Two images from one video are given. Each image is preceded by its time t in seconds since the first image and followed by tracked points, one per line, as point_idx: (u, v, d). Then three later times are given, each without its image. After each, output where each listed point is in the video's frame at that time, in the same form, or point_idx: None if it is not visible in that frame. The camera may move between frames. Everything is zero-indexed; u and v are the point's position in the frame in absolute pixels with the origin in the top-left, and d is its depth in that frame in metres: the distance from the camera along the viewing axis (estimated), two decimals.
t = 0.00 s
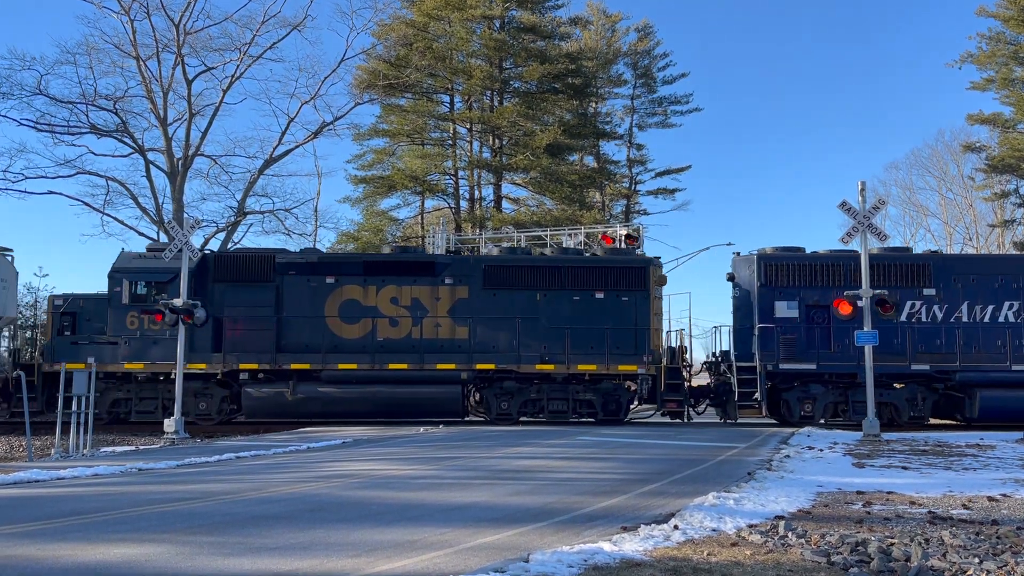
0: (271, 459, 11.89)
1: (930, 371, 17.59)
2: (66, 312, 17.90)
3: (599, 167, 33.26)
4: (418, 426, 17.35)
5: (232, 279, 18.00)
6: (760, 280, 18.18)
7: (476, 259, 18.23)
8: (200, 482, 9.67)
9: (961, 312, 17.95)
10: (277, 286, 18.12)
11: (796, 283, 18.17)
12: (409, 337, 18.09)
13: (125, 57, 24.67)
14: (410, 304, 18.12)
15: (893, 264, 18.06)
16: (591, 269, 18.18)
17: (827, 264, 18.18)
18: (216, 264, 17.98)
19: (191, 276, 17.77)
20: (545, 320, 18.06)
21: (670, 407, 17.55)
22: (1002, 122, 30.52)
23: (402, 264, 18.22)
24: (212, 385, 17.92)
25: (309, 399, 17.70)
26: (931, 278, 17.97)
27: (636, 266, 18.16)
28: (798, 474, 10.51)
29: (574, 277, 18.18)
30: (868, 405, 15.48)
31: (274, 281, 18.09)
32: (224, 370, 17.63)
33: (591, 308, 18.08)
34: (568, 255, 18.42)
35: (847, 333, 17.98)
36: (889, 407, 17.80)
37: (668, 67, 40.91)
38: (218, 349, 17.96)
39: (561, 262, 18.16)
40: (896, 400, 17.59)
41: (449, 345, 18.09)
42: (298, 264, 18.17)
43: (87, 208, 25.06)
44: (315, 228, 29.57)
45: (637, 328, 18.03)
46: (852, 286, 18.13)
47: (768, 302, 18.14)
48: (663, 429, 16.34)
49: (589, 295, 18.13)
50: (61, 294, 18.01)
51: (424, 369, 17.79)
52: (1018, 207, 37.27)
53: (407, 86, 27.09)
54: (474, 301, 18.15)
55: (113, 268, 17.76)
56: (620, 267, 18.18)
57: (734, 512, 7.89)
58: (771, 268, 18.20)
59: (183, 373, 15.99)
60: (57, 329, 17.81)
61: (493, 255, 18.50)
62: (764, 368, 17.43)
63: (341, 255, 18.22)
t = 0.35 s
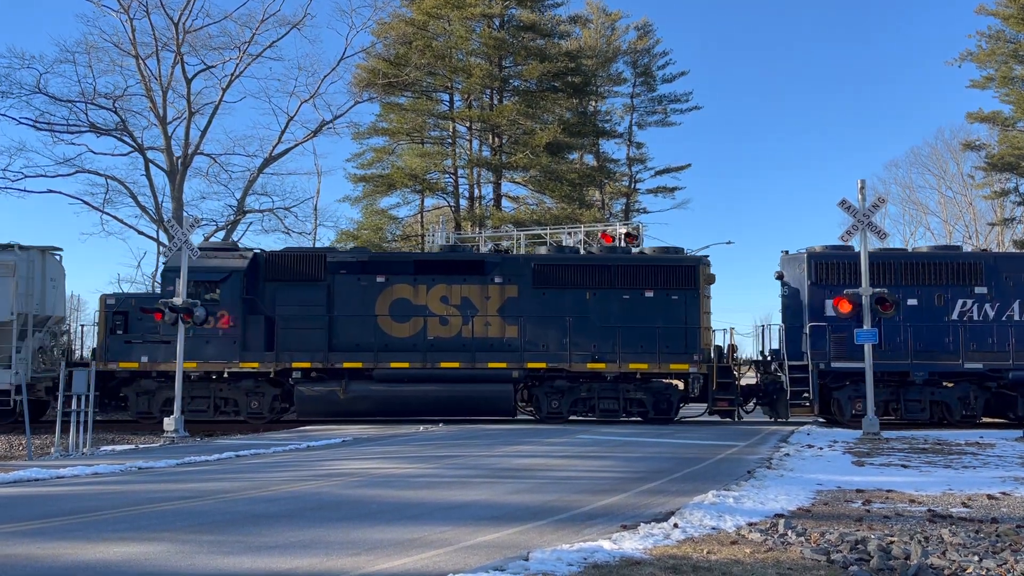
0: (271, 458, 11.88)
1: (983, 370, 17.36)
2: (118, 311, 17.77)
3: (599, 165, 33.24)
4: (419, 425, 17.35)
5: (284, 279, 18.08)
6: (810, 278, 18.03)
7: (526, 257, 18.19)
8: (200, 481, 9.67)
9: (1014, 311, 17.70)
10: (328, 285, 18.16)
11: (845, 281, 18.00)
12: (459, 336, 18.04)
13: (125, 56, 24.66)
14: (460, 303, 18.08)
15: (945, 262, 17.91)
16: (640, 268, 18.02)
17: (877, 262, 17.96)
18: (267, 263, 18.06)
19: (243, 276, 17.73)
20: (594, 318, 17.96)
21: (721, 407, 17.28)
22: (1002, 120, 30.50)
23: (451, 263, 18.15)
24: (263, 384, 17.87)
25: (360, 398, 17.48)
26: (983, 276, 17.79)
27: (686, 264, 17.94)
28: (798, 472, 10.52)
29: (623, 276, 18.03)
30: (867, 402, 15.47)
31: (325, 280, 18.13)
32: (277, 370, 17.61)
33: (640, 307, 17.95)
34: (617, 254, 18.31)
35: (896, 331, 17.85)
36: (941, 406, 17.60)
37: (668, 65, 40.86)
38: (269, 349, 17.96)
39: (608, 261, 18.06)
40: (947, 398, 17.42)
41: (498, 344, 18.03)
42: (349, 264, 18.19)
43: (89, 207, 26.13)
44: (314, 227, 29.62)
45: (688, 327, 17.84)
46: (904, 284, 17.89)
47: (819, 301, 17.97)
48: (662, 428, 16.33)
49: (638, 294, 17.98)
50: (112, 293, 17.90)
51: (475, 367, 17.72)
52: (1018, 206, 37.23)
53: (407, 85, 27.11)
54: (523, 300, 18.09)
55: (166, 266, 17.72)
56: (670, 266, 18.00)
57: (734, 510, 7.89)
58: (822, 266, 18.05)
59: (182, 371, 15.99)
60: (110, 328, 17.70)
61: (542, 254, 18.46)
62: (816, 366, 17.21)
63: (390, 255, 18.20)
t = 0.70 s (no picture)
0: (270, 456, 11.87)
1: None
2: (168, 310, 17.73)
3: (598, 163, 33.24)
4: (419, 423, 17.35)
5: (335, 278, 18.04)
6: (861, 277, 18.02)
7: (576, 256, 18.13)
8: (200, 479, 9.66)
9: None
10: (379, 284, 18.11)
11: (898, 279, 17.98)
12: (510, 335, 18.04)
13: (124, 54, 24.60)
14: (510, 301, 18.05)
15: (996, 260, 17.88)
16: (691, 267, 18.01)
17: (929, 260, 17.98)
18: (320, 262, 18.02)
19: (294, 275, 17.79)
20: (645, 317, 17.95)
21: (772, 405, 17.40)
22: (1001, 118, 30.54)
23: (501, 262, 18.13)
24: (315, 383, 17.82)
25: (414, 396, 17.53)
26: None
27: (736, 263, 17.96)
28: (798, 470, 10.52)
29: (672, 274, 18.00)
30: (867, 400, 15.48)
31: (376, 279, 18.10)
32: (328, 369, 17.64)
33: (691, 305, 17.94)
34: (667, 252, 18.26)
35: (947, 330, 17.80)
36: (994, 405, 17.48)
37: (667, 64, 40.81)
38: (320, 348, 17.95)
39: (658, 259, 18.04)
40: (999, 396, 17.28)
41: (548, 343, 18.03)
42: (400, 263, 18.12)
43: (90, 207, 24.86)
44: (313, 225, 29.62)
45: (739, 326, 17.84)
46: (954, 283, 17.90)
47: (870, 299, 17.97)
48: (662, 426, 16.34)
49: (688, 292, 17.96)
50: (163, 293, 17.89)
51: (526, 366, 17.77)
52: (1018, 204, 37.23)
53: (407, 83, 27.07)
54: (573, 299, 18.06)
55: (217, 265, 17.64)
56: (720, 266, 18.01)
57: (734, 509, 7.90)
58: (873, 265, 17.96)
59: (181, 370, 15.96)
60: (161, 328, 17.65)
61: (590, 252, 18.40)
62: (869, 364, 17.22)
63: (440, 253, 18.13)
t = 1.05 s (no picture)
0: (269, 455, 11.88)
1: None
2: (219, 309, 17.73)
3: (597, 162, 33.22)
4: (418, 421, 17.35)
5: (386, 276, 18.13)
6: (910, 275, 18.05)
7: (625, 255, 18.14)
8: (200, 478, 9.67)
9: None
10: (429, 283, 18.15)
11: (949, 278, 17.98)
12: (559, 334, 18.05)
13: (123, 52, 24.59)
14: (559, 300, 18.08)
15: None
16: (742, 266, 17.92)
17: (979, 259, 18.00)
18: (370, 262, 18.11)
19: (348, 273, 17.91)
20: (695, 316, 17.91)
21: (823, 404, 17.34)
22: (1000, 117, 30.56)
23: (550, 261, 18.15)
24: (367, 381, 17.88)
25: (465, 394, 17.61)
26: None
27: (787, 262, 17.88)
28: (797, 469, 10.52)
29: (722, 273, 17.95)
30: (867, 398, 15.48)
31: (426, 277, 18.15)
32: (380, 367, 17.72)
33: (741, 304, 17.88)
34: (718, 250, 18.22)
35: (998, 329, 17.75)
36: None
37: (667, 62, 40.78)
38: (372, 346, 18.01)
39: (707, 258, 18.02)
40: None
41: (598, 342, 18.02)
42: (449, 262, 18.12)
43: (86, 204, 24.93)
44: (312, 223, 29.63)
45: (790, 324, 17.75)
46: (1005, 281, 17.87)
47: (921, 298, 17.96)
48: (661, 425, 16.34)
49: (739, 291, 17.90)
50: (212, 290, 17.88)
51: (577, 365, 17.74)
52: (1017, 203, 37.21)
53: (406, 82, 27.06)
54: (623, 298, 18.05)
55: (270, 264, 17.78)
56: (771, 264, 17.92)
57: (733, 507, 7.90)
58: (922, 263, 18.05)
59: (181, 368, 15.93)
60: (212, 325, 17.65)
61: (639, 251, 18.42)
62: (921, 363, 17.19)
63: (489, 252, 18.14)
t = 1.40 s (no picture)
0: (268, 454, 11.87)
1: None
2: (271, 308, 17.85)
3: (597, 161, 33.22)
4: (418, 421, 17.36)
5: (436, 275, 18.16)
6: (962, 275, 17.96)
7: (675, 255, 18.14)
8: (199, 477, 9.67)
9: None
10: (479, 283, 18.15)
11: (1001, 278, 17.88)
12: (610, 333, 18.01)
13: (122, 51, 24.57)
14: (609, 299, 18.04)
15: None
16: (792, 266, 17.92)
17: None
18: (420, 260, 18.12)
19: (399, 271, 17.86)
20: (745, 316, 17.88)
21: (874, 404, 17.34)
22: (1000, 116, 30.56)
23: (600, 261, 18.12)
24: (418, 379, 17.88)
25: (517, 393, 17.62)
26: None
27: (836, 262, 17.86)
28: (796, 468, 10.52)
29: (772, 273, 17.96)
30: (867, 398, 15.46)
31: (475, 277, 18.16)
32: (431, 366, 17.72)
33: (791, 304, 17.87)
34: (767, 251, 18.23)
35: None
36: None
37: (667, 61, 40.76)
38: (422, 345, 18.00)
39: (756, 258, 18.03)
40: None
41: (649, 341, 17.96)
42: (499, 261, 18.13)
43: (85, 204, 24.80)
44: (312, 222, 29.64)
45: (840, 325, 17.75)
46: None
47: (972, 297, 17.88)
48: (661, 424, 16.34)
49: (788, 291, 17.90)
50: (265, 289, 17.98)
51: (629, 365, 17.70)
52: (1016, 203, 37.21)
53: (406, 81, 27.05)
54: (673, 297, 18.04)
55: (322, 263, 17.74)
56: (821, 265, 17.89)
57: (732, 506, 7.91)
58: (973, 263, 17.97)
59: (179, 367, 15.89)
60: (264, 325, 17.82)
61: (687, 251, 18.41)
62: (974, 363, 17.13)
63: (538, 252, 18.16)
